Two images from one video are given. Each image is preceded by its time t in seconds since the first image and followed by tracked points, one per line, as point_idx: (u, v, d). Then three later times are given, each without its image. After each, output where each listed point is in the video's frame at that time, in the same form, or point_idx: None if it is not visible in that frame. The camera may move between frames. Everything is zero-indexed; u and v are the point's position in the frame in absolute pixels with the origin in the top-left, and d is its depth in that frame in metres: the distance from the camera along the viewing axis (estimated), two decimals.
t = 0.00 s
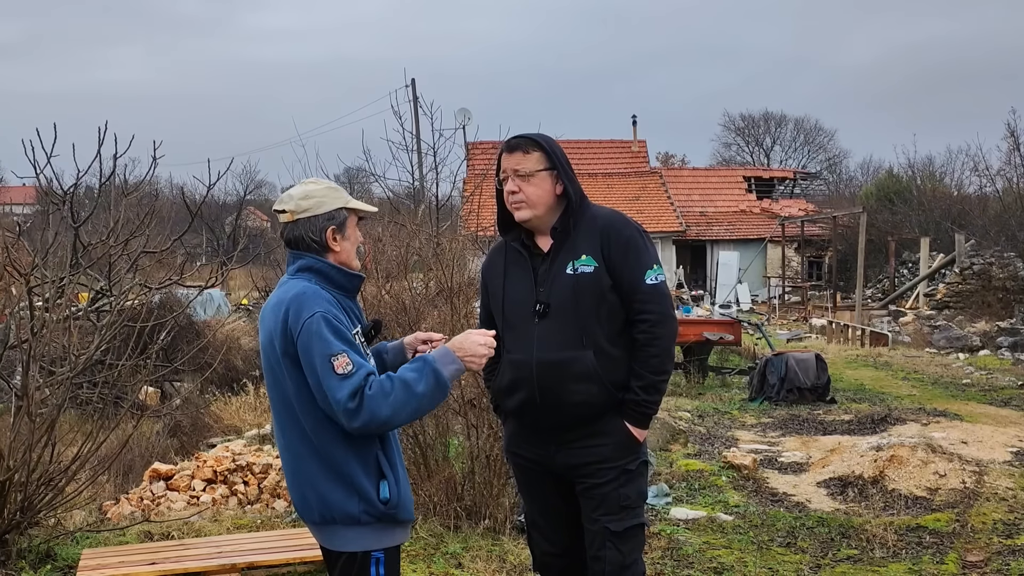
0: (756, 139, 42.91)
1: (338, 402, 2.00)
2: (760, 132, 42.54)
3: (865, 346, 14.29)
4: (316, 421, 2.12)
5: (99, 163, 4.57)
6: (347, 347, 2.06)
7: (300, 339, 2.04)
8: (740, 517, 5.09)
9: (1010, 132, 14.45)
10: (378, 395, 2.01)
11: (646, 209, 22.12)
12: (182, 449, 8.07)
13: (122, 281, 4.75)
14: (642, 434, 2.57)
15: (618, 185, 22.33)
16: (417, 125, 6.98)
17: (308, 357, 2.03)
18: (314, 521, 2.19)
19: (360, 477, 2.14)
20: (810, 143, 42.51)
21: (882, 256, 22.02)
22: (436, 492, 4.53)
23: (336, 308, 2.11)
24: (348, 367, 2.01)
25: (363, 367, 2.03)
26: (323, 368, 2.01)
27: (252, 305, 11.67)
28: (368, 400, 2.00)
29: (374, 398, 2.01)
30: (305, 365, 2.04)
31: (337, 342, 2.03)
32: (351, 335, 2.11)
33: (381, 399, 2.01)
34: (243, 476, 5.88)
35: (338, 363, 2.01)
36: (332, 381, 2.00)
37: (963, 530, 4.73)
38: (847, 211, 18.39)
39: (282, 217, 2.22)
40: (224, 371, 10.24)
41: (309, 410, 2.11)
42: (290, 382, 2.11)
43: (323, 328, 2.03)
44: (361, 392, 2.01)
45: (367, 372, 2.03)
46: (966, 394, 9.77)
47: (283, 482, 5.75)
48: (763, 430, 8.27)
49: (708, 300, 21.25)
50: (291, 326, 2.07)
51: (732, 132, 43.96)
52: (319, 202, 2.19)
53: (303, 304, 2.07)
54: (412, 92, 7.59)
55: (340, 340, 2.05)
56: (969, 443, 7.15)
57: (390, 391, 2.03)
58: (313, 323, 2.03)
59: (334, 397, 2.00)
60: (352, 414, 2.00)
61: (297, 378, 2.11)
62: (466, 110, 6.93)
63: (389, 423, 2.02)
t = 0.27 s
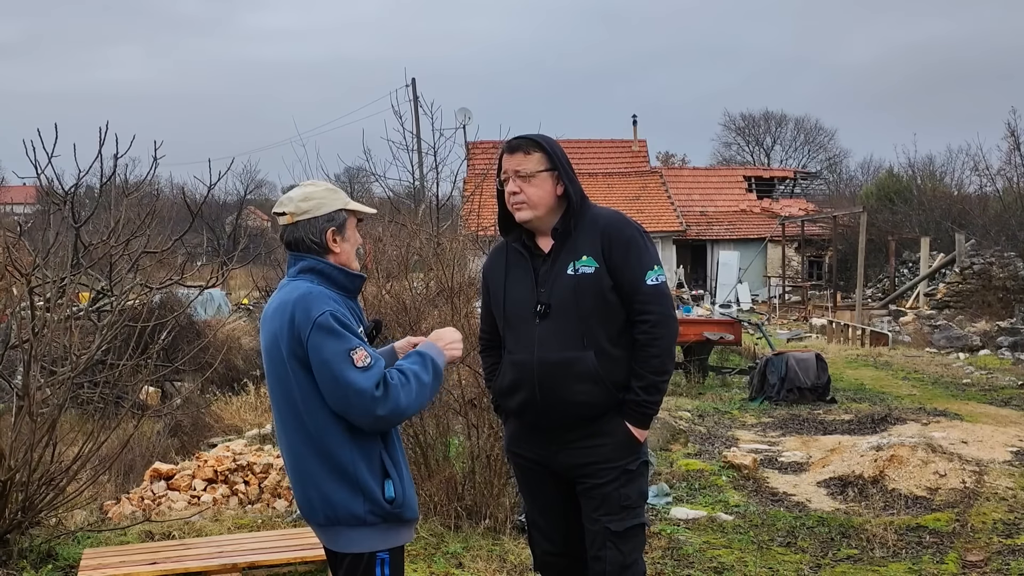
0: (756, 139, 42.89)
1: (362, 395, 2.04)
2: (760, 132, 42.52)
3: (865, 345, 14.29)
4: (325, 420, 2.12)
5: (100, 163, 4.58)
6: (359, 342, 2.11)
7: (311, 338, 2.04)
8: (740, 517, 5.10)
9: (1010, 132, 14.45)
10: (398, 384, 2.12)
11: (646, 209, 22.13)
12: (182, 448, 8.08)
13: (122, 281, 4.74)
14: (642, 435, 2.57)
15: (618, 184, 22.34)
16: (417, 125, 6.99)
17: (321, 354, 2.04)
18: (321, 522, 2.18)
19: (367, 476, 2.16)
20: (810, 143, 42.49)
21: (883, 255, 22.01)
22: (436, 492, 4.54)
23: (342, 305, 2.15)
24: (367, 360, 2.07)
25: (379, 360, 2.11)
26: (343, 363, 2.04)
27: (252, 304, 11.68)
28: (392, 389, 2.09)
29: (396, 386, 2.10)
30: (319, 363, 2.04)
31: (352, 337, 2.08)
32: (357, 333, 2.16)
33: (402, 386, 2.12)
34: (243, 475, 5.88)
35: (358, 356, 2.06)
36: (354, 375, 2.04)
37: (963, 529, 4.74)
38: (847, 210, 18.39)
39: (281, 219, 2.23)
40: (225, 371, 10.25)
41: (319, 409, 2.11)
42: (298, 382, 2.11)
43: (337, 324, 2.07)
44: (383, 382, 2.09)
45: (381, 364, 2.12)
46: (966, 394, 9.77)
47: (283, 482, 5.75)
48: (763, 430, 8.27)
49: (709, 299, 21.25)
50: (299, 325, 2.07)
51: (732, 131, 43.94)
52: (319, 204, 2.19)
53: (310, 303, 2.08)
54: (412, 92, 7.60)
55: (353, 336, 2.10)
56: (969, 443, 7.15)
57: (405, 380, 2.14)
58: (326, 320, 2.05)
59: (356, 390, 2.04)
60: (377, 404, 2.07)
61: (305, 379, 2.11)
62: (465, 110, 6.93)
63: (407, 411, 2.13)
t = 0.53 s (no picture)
0: (757, 138, 42.88)
1: (372, 390, 2.07)
2: (760, 131, 42.51)
3: (865, 345, 14.29)
4: (328, 421, 2.13)
5: (101, 163, 4.59)
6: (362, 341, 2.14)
7: (316, 337, 2.07)
8: (740, 517, 5.10)
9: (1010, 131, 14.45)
10: (405, 376, 2.15)
11: (647, 208, 22.13)
12: (183, 448, 8.08)
13: (123, 281, 4.74)
14: (642, 435, 2.58)
15: (619, 184, 22.35)
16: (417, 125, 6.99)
17: (327, 352, 2.06)
18: (324, 524, 2.18)
19: (369, 478, 2.16)
20: (811, 143, 42.48)
21: (883, 255, 22.01)
22: (436, 492, 4.54)
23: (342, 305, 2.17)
24: (373, 356, 2.10)
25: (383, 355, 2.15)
26: (350, 360, 2.07)
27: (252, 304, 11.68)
28: (400, 381, 2.12)
29: (402, 379, 2.13)
30: (325, 362, 2.06)
31: (355, 335, 2.11)
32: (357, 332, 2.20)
33: (408, 377, 2.15)
34: (243, 475, 5.88)
35: (364, 352, 2.09)
36: (363, 370, 2.07)
37: (963, 529, 4.74)
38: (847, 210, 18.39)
39: (283, 219, 2.23)
40: (225, 371, 10.25)
41: (323, 409, 2.12)
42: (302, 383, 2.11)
43: (341, 323, 2.09)
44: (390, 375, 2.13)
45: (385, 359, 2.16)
46: (966, 394, 9.77)
47: (284, 482, 5.76)
48: (763, 429, 8.27)
49: (709, 299, 21.24)
50: (302, 326, 2.08)
51: (732, 131, 43.93)
52: (321, 206, 2.20)
53: (312, 304, 2.09)
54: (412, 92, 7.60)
55: (357, 334, 2.12)
56: (969, 443, 7.15)
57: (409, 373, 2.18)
58: (329, 319, 2.08)
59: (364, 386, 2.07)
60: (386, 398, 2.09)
61: (307, 380, 2.11)
62: (466, 109, 6.94)
63: (414, 404, 2.15)
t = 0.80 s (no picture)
0: (757, 138, 42.88)
1: (339, 407, 2.02)
2: (760, 131, 42.51)
3: (865, 345, 14.29)
4: (321, 425, 2.13)
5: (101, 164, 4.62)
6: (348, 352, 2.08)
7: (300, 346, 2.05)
8: (740, 516, 5.11)
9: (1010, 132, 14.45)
10: (379, 396, 2.04)
11: (647, 208, 22.14)
12: (183, 448, 8.09)
13: (123, 281, 4.75)
14: (636, 436, 2.60)
15: (619, 184, 22.35)
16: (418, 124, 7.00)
17: (310, 363, 2.05)
18: (321, 524, 2.20)
19: (366, 481, 2.16)
20: (811, 143, 42.48)
21: (883, 255, 22.01)
22: (436, 492, 4.54)
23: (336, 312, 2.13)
24: (349, 372, 2.03)
25: (366, 371, 2.06)
26: (323, 374, 2.02)
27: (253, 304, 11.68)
28: (369, 402, 2.02)
29: (376, 399, 2.03)
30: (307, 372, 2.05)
31: (338, 348, 2.05)
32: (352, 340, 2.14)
33: (384, 398, 2.04)
34: (244, 475, 5.89)
35: (340, 368, 2.03)
36: (332, 387, 2.02)
37: (963, 529, 4.75)
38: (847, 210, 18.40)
39: (283, 221, 2.23)
40: (225, 371, 10.26)
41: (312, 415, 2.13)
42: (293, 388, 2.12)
43: (324, 334, 2.05)
44: (362, 394, 2.03)
45: (368, 375, 2.06)
46: (966, 394, 9.77)
47: (284, 482, 5.77)
48: (763, 429, 8.28)
49: (709, 298, 21.24)
50: (291, 332, 2.09)
51: (732, 131, 43.93)
52: (320, 209, 2.19)
53: (305, 310, 2.08)
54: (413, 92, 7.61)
55: (341, 347, 2.07)
56: (969, 442, 7.16)
57: (388, 392, 2.05)
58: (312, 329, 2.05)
59: (335, 401, 2.02)
60: (353, 418, 2.02)
61: (299, 386, 2.12)
62: (466, 109, 6.94)
63: (389, 425, 2.05)
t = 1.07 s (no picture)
0: (757, 138, 42.86)
1: (297, 425, 1.99)
2: (760, 131, 42.50)
3: (865, 345, 14.29)
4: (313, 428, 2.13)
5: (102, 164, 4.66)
6: (327, 370, 2.02)
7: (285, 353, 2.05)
8: (740, 516, 5.11)
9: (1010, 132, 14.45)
10: (332, 428, 1.96)
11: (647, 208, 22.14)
12: (183, 448, 8.10)
13: (124, 281, 4.75)
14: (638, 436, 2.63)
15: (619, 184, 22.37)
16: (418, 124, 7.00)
17: (291, 371, 2.03)
18: (316, 521, 2.22)
19: (361, 484, 2.16)
20: (811, 142, 42.47)
21: (883, 254, 22.01)
22: (436, 491, 4.54)
23: (327, 321, 2.09)
24: (315, 394, 1.98)
25: (334, 396, 1.98)
26: (292, 390, 2.00)
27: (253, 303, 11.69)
28: (320, 430, 1.96)
29: (328, 430, 1.95)
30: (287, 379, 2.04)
31: (314, 364, 2.00)
32: (340, 354, 2.07)
33: (338, 432, 1.95)
34: (244, 475, 5.90)
35: (306, 387, 1.98)
36: (295, 404, 1.99)
37: (963, 529, 4.75)
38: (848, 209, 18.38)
39: (291, 224, 2.24)
40: (226, 370, 10.27)
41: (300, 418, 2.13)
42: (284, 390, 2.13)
43: (304, 346, 2.02)
44: (317, 421, 1.97)
45: (335, 401, 1.98)
46: (966, 394, 9.77)
47: (284, 481, 5.78)
48: (763, 429, 8.27)
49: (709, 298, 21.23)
50: (283, 336, 2.08)
51: (733, 131, 43.93)
52: (326, 215, 2.18)
53: (299, 316, 2.06)
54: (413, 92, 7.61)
55: (317, 363, 2.01)
56: (969, 442, 7.15)
57: (344, 426, 1.96)
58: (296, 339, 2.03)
59: (295, 417, 2.00)
60: (307, 440, 1.98)
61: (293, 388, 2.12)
62: (467, 109, 6.94)
63: (342, 456, 1.97)
